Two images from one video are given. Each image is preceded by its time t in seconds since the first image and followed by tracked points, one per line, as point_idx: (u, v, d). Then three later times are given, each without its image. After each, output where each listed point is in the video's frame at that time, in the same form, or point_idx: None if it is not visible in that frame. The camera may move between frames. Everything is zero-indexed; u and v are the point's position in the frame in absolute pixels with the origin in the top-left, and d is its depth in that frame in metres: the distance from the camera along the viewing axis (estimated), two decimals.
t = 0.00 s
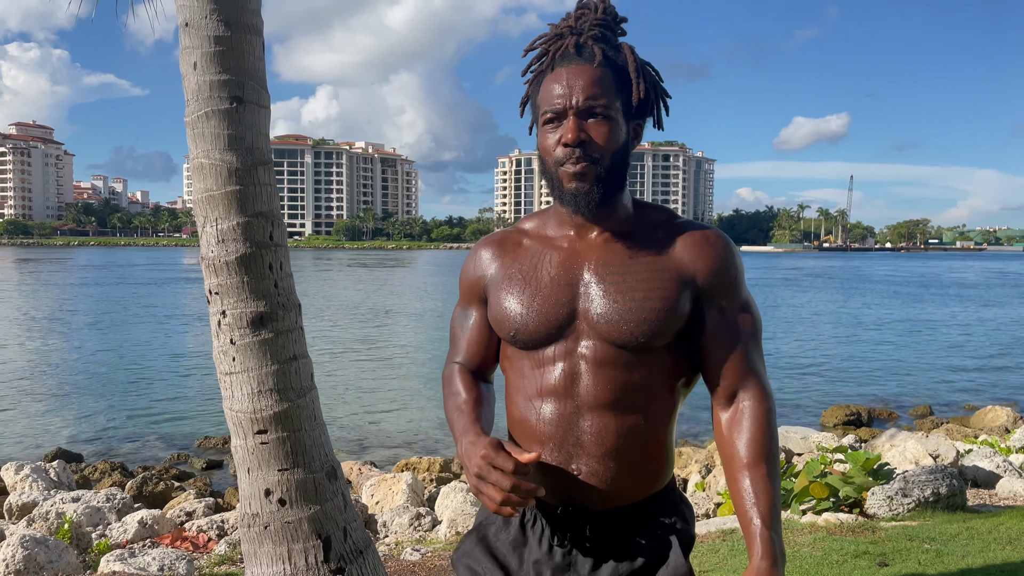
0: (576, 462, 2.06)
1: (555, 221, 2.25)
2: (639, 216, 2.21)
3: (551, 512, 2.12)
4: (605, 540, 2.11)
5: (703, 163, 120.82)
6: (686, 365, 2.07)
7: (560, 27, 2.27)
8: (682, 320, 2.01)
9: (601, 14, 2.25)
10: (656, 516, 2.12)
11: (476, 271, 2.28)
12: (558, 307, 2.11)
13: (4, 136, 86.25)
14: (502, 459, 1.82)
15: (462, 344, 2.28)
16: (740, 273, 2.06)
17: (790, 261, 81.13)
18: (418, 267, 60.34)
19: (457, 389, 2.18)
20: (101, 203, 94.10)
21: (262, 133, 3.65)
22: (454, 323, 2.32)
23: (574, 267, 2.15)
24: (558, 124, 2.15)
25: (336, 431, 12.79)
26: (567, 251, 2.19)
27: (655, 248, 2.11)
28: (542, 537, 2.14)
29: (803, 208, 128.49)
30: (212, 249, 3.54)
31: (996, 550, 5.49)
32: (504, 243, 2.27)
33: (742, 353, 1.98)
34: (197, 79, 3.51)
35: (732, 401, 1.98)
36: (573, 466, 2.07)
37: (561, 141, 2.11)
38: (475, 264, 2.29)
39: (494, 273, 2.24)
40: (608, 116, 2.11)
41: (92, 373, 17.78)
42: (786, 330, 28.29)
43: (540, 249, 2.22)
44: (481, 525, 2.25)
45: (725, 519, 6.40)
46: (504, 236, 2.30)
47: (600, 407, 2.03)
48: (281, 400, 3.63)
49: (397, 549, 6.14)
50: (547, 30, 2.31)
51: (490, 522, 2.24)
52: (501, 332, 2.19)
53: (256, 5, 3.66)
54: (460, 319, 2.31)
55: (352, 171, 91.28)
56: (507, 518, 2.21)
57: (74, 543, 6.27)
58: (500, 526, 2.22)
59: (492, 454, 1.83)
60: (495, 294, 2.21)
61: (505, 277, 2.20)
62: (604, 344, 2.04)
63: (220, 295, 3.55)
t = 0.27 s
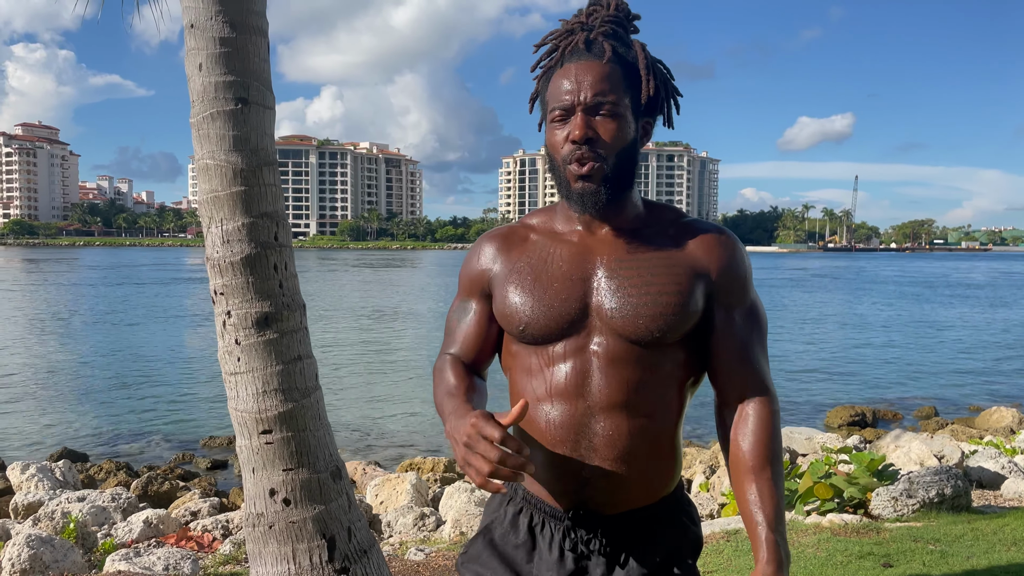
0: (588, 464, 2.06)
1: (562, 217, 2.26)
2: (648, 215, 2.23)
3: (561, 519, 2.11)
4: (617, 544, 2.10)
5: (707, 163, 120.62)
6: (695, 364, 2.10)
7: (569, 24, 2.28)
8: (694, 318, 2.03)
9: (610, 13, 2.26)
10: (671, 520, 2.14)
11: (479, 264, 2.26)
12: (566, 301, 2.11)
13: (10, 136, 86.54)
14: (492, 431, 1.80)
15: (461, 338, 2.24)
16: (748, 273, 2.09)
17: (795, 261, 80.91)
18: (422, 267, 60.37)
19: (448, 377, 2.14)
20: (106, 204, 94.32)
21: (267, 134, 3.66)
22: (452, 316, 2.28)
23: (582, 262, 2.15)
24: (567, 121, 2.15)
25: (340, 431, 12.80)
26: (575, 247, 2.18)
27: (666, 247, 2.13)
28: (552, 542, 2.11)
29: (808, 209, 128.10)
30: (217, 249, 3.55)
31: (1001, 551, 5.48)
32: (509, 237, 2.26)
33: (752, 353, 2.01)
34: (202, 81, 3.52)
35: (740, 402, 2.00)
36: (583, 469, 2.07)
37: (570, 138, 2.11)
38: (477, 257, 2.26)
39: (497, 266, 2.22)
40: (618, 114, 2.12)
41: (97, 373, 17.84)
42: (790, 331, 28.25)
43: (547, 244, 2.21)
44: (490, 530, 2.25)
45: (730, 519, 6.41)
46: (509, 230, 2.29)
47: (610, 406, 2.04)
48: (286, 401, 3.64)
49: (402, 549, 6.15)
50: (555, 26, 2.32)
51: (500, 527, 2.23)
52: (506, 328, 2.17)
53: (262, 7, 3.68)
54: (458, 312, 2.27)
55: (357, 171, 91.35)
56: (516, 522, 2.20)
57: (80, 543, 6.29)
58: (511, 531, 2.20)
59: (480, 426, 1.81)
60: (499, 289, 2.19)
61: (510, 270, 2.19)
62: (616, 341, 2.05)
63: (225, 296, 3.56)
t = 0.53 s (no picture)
0: (568, 466, 2.06)
1: (539, 217, 2.28)
2: (623, 217, 2.30)
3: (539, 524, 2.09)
4: (598, 549, 2.07)
5: (711, 163, 120.48)
6: (673, 364, 2.17)
7: (547, 25, 2.32)
8: (675, 318, 2.11)
9: (588, 14, 2.32)
10: (650, 524, 2.15)
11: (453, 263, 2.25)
12: (546, 296, 2.12)
13: (14, 136, 86.75)
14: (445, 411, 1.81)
15: (431, 338, 2.21)
16: (719, 276, 2.22)
17: (798, 262, 80.77)
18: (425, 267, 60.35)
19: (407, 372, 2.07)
20: (110, 204, 94.48)
21: (271, 134, 3.67)
22: (420, 316, 2.25)
23: (560, 260, 2.18)
24: (547, 118, 2.18)
25: (343, 430, 12.81)
26: (553, 246, 2.22)
27: (644, 249, 2.20)
28: (530, 550, 2.07)
29: (811, 209, 127.89)
30: (221, 249, 3.55)
31: (1005, 552, 5.47)
32: (484, 236, 2.27)
33: (726, 359, 2.16)
34: (207, 81, 3.53)
35: (716, 405, 2.16)
36: (562, 471, 2.07)
37: (550, 135, 2.15)
38: (450, 256, 2.26)
39: (473, 263, 2.22)
40: (597, 113, 2.16)
41: (101, 372, 17.86)
42: (794, 332, 28.21)
43: (524, 243, 2.23)
44: (468, 542, 2.19)
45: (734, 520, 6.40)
46: (484, 229, 2.29)
47: (589, 406, 2.04)
48: (290, 401, 3.64)
49: (405, 549, 6.15)
50: (533, 26, 2.35)
51: (476, 537, 2.17)
52: (482, 327, 2.17)
53: (266, 8, 3.68)
54: (426, 311, 2.24)
55: (360, 172, 91.39)
56: (492, 530, 2.16)
57: (84, 542, 6.29)
58: (487, 539, 2.15)
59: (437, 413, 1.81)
60: (475, 287, 2.19)
61: (488, 269, 2.19)
62: (596, 338, 2.07)
63: (230, 295, 3.57)
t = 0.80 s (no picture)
0: (534, 470, 2.07)
1: (494, 217, 2.29)
2: (580, 214, 2.30)
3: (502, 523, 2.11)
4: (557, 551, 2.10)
5: (714, 164, 120.36)
6: (634, 363, 2.18)
7: (500, 23, 2.31)
8: (632, 316, 2.10)
9: (539, 12, 2.31)
10: (611, 526, 2.17)
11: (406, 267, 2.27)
12: (500, 299, 2.12)
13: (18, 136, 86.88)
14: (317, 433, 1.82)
15: (391, 345, 2.22)
16: (673, 272, 2.23)
17: (802, 262, 80.64)
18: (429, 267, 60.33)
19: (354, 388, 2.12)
20: (114, 203, 94.56)
21: (276, 134, 3.67)
22: (380, 324, 2.27)
23: (515, 261, 2.18)
24: (502, 118, 2.17)
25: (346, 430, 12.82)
26: (510, 246, 2.22)
27: (600, 246, 2.20)
28: (493, 548, 2.11)
29: (815, 210, 127.65)
30: (226, 249, 3.56)
31: (1009, 554, 5.46)
32: (440, 241, 2.28)
33: (684, 356, 2.17)
34: (212, 81, 3.53)
35: (672, 399, 2.17)
36: (528, 475, 2.08)
37: (506, 134, 2.13)
38: (404, 262, 2.27)
39: (429, 268, 2.23)
40: (553, 111, 2.15)
41: (104, 372, 17.88)
42: (798, 333, 28.18)
43: (479, 245, 2.24)
44: (429, 545, 2.20)
45: (739, 521, 6.40)
46: (440, 234, 2.30)
47: (551, 409, 2.05)
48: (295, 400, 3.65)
49: (408, 549, 6.16)
50: (486, 25, 2.35)
51: (439, 538, 2.19)
52: (441, 331, 2.18)
53: (271, 8, 3.69)
54: (385, 320, 2.27)
55: (363, 172, 91.40)
56: (453, 533, 2.17)
57: (88, 541, 6.30)
58: (450, 540, 2.17)
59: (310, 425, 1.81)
60: (430, 290, 2.20)
61: (443, 273, 2.20)
62: (553, 341, 2.07)
63: (235, 295, 3.57)
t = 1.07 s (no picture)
0: (494, 471, 2.10)
1: (454, 220, 2.28)
2: (539, 214, 2.28)
3: (463, 518, 2.15)
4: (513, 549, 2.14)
5: (716, 164, 120.30)
6: (594, 363, 2.16)
7: (453, 22, 2.30)
8: (589, 318, 2.08)
9: (492, 11, 2.29)
10: (572, 523, 2.21)
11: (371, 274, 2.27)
12: (460, 306, 2.13)
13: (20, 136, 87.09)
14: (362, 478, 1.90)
15: (356, 353, 2.24)
16: (635, 269, 2.18)
17: (804, 263, 80.55)
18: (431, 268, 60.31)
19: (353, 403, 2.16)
20: (117, 203, 94.72)
21: (280, 135, 3.69)
22: (349, 332, 2.29)
23: (474, 267, 2.18)
24: (456, 119, 2.15)
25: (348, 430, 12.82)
26: (469, 250, 2.22)
27: (557, 247, 2.18)
28: (452, 543, 2.14)
29: (817, 210, 127.47)
30: (229, 249, 3.57)
31: (1013, 555, 5.45)
32: (401, 245, 2.28)
33: (645, 352, 2.12)
34: (216, 81, 3.54)
35: (635, 394, 2.12)
36: (487, 477, 2.11)
37: (460, 135, 2.11)
38: (369, 267, 2.28)
39: (392, 274, 2.24)
40: (506, 112, 2.14)
41: (108, 372, 17.90)
42: (801, 333, 28.16)
43: (441, 249, 2.24)
44: (393, 539, 2.23)
45: (741, 522, 6.39)
46: (402, 238, 2.31)
47: (509, 413, 2.06)
48: (298, 399, 3.65)
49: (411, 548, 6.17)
50: (440, 23, 2.34)
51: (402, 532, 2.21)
52: (402, 337, 2.18)
53: (275, 8, 3.70)
54: (353, 328, 2.29)
55: (366, 172, 91.47)
56: (416, 528, 2.20)
57: (90, 541, 6.31)
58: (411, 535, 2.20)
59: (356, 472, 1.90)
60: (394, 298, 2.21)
61: (405, 280, 2.20)
62: (510, 347, 2.07)
63: (238, 295, 3.58)
